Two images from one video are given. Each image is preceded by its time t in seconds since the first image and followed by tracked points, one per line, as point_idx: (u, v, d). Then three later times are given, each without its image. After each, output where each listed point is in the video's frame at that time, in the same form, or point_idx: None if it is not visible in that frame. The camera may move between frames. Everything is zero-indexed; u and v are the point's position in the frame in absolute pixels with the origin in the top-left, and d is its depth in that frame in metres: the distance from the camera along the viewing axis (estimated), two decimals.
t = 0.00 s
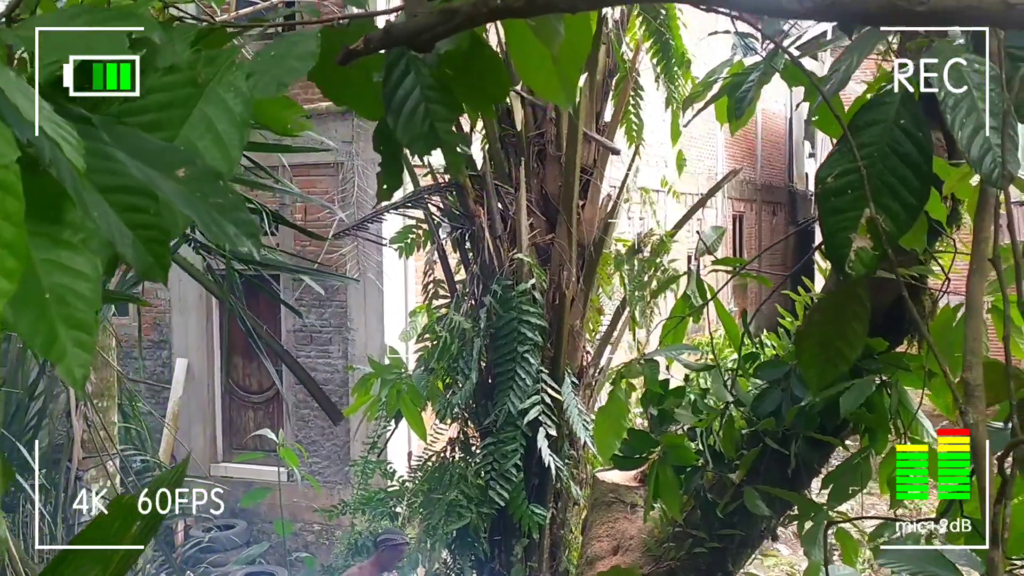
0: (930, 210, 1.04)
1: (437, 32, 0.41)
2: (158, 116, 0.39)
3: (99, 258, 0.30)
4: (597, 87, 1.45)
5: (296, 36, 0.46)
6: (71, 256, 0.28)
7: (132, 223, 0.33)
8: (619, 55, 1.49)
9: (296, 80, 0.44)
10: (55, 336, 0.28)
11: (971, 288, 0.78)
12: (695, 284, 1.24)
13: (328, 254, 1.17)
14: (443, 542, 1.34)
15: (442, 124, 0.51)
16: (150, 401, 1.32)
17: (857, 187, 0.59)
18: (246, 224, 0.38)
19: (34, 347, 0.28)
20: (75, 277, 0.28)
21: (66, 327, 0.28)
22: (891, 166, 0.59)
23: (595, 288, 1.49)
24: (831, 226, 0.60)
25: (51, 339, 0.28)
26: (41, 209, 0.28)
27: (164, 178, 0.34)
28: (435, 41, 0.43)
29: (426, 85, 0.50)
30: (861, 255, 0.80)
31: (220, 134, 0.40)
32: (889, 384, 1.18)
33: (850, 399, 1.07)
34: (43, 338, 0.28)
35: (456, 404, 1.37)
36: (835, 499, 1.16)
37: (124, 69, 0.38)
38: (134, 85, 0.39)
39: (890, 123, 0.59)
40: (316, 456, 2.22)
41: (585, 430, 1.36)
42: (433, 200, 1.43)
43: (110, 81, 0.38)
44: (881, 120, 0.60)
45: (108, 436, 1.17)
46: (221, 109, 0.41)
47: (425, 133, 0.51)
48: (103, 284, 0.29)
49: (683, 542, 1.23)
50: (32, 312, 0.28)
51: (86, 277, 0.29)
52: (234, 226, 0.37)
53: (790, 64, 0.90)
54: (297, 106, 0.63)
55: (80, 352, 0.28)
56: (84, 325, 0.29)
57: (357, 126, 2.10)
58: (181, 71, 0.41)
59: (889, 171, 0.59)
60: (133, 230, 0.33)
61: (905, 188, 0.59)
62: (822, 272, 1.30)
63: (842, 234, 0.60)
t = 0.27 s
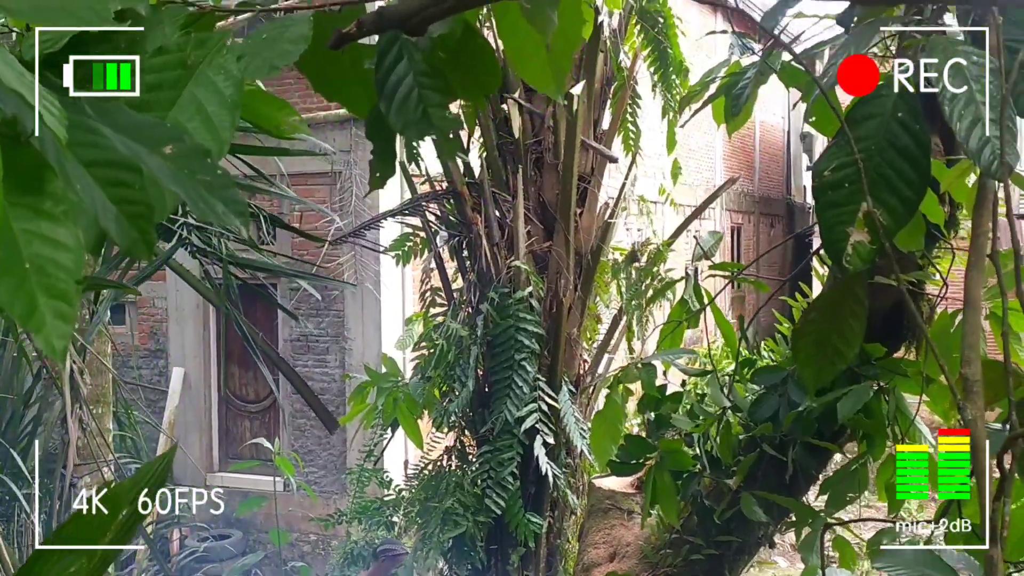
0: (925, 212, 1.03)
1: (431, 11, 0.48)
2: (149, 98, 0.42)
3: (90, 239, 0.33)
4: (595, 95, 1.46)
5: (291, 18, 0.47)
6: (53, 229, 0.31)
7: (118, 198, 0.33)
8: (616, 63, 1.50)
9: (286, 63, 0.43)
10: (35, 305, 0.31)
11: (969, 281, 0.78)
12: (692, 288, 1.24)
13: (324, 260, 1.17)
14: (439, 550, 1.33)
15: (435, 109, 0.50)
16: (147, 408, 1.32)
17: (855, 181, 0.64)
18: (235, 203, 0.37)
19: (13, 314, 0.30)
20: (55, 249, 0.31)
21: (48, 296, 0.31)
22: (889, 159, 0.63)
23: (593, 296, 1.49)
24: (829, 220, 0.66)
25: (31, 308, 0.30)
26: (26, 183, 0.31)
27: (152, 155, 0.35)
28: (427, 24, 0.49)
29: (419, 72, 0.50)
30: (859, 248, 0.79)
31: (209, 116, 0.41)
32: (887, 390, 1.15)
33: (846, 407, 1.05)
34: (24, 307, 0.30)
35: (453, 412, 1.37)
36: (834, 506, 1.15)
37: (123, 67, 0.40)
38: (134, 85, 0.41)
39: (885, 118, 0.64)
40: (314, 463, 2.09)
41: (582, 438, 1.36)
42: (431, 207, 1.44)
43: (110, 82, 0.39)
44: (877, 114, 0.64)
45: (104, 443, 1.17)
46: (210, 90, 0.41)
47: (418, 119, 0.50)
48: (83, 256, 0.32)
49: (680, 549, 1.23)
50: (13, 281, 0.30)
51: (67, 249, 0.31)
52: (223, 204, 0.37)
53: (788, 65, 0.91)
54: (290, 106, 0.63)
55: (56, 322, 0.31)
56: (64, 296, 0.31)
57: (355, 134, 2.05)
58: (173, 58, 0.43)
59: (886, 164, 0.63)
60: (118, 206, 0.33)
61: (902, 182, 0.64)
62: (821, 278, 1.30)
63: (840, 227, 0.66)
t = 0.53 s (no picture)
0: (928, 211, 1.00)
1: None
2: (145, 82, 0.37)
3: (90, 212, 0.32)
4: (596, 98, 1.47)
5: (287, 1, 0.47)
6: (49, 195, 0.27)
7: (116, 168, 0.31)
8: (617, 68, 1.52)
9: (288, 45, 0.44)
10: (31, 274, 0.26)
11: (976, 271, 0.77)
12: (693, 289, 1.24)
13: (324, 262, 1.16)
14: (438, 555, 1.32)
15: (437, 92, 0.50)
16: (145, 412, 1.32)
17: (859, 170, 0.65)
18: (237, 177, 0.35)
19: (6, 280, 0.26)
20: (52, 214, 0.27)
21: (44, 266, 0.27)
22: (894, 147, 0.65)
23: (593, 300, 1.49)
24: (834, 211, 0.65)
25: (27, 277, 0.26)
26: (18, 142, 0.27)
27: (149, 128, 0.32)
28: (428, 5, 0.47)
29: (421, 55, 0.50)
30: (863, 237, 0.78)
31: (210, 99, 0.37)
32: (889, 393, 1.11)
33: (848, 408, 1.03)
34: (18, 275, 0.26)
35: (452, 417, 1.37)
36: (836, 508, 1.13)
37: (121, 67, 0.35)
38: (135, 85, 0.34)
39: (890, 108, 0.67)
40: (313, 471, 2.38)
41: (582, 442, 1.35)
42: (431, 211, 1.44)
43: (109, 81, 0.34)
44: (883, 104, 0.67)
45: (101, 446, 1.16)
46: (211, 74, 0.38)
47: (421, 101, 0.50)
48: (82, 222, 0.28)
49: (681, 552, 1.22)
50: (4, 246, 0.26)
51: (64, 215, 0.27)
52: (226, 180, 0.35)
53: (791, 61, 0.90)
54: (291, 93, 0.62)
55: (55, 290, 0.27)
56: (62, 264, 0.27)
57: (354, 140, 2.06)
58: (168, 36, 0.38)
59: (890, 153, 0.65)
60: (117, 176, 0.31)
61: (909, 171, 0.65)
62: (823, 279, 1.30)
63: (846, 216, 0.65)
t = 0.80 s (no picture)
0: (929, 207, 1.00)
1: None
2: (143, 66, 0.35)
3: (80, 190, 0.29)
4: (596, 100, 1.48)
5: None
6: (37, 168, 0.28)
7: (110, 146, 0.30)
8: (617, 70, 1.52)
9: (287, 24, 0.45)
10: (19, 245, 0.27)
11: (978, 262, 0.77)
12: (694, 288, 1.24)
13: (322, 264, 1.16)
14: (437, 557, 1.32)
15: (436, 76, 0.50)
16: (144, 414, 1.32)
17: (862, 161, 0.66)
18: (232, 159, 0.33)
19: None
20: (40, 188, 0.27)
21: (31, 238, 0.27)
22: (897, 138, 0.66)
23: (593, 303, 1.49)
24: (836, 202, 0.66)
25: (15, 249, 0.27)
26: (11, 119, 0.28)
27: (146, 108, 0.32)
28: None
29: (421, 39, 0.50)
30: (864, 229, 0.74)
31: (208, 84, 0.37)
32: (890, 393, 1.10)
33: (850, 407, 1.03)
34: (5, 247, 0.27)
35: (452, 419, 1.37)
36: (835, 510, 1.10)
37: (121, 67, 0.33)
38: (135, 83, 0.32)
39: (893, 99, 0.68)
40: (312, 474, 2.36)
41: (582, 445, 1.35)
42: (431, 213, 1.45)
43: (109, 83, 0.32)
44: (884, 94, 0.68)
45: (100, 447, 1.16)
46: (209, 58, 0.37)
47: (421, 85, 0.50)
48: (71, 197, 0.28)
49: (681, 553, 1.21)
50: None
51: (53, 189, 0.28)
52: (221, 161, 0.33)
53: (790, 55, 0.91)
54: (291, 91, 0.62)
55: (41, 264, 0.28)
56: (51, 237, 0.28)
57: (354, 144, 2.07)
58: (167, 20, 0.37)
59: (893, 144, 0.66)
60: (108, 154, 0.30)
61: (911, 161, 0.66)
62: (823, 278, 1.30)
63: (848, 208, 0.66)
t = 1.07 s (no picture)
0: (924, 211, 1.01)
1: None
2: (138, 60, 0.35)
3: (76, 183, 0.31)
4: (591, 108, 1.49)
5: None
6: (33, 159, 0.27)
7: (104, 138, 0.31)
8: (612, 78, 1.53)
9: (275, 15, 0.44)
10: (15, 236, 0.27)
11: (977, 263, 0.77)
12: (690, 295, 1.24)
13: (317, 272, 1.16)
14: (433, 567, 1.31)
15: (431, 71, 0.50)
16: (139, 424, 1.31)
17: (860, 160, 0.67)
18: (228, 154, 0.35)
19: None
20: (36, 178, 0.27)
21: (28, 229, 0.27)
22: (893, 139, 0.68)
23: (589, 311, 1.49)
24: (834, 202, 0.66)
25: (10, 240, 0.27)
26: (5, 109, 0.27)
27: (143, 102, 0.32)
28: None
29: (415, 34, 0.50)
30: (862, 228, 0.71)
31: (199, 79, 0.37)
32: (887, 399, 1.09)
33: (847, 413, 1.02)
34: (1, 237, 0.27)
35: (448, 428, 1.37)
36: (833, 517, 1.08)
37: (121, 65, 0.32)
38: (135, 82, 0.32)
39: (890, 100, 0.69)
40: (306, 485, 2.34)
41: (578, 454, 1.35)
42: (426, 222, 1.45)
43: (108, 81, 0.32)
44: (880, 95, 0.69)
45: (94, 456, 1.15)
46: (202, 54, 0.37)
47: (416, 80, 0.50)
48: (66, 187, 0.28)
49: (678, 560, 1.21)
50: None
51: (49, 179, 0.27)
52: (217, 156, 0.34)
53: (787, 59, 0.91)
54: (288, 98, 0.62)
55: (37, 254, 0.28)
56: (47, 228, 0.28)
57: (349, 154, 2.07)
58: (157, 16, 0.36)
59: (890, 145, 0.67)
60: (104, 146, 0.31)
61: (909, 161, 0.67)
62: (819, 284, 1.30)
63: (846, 208, 0.66)
